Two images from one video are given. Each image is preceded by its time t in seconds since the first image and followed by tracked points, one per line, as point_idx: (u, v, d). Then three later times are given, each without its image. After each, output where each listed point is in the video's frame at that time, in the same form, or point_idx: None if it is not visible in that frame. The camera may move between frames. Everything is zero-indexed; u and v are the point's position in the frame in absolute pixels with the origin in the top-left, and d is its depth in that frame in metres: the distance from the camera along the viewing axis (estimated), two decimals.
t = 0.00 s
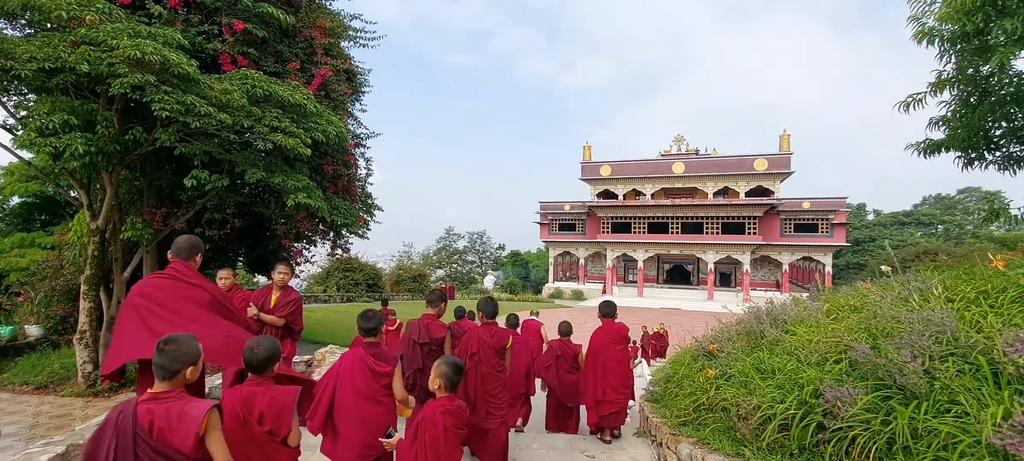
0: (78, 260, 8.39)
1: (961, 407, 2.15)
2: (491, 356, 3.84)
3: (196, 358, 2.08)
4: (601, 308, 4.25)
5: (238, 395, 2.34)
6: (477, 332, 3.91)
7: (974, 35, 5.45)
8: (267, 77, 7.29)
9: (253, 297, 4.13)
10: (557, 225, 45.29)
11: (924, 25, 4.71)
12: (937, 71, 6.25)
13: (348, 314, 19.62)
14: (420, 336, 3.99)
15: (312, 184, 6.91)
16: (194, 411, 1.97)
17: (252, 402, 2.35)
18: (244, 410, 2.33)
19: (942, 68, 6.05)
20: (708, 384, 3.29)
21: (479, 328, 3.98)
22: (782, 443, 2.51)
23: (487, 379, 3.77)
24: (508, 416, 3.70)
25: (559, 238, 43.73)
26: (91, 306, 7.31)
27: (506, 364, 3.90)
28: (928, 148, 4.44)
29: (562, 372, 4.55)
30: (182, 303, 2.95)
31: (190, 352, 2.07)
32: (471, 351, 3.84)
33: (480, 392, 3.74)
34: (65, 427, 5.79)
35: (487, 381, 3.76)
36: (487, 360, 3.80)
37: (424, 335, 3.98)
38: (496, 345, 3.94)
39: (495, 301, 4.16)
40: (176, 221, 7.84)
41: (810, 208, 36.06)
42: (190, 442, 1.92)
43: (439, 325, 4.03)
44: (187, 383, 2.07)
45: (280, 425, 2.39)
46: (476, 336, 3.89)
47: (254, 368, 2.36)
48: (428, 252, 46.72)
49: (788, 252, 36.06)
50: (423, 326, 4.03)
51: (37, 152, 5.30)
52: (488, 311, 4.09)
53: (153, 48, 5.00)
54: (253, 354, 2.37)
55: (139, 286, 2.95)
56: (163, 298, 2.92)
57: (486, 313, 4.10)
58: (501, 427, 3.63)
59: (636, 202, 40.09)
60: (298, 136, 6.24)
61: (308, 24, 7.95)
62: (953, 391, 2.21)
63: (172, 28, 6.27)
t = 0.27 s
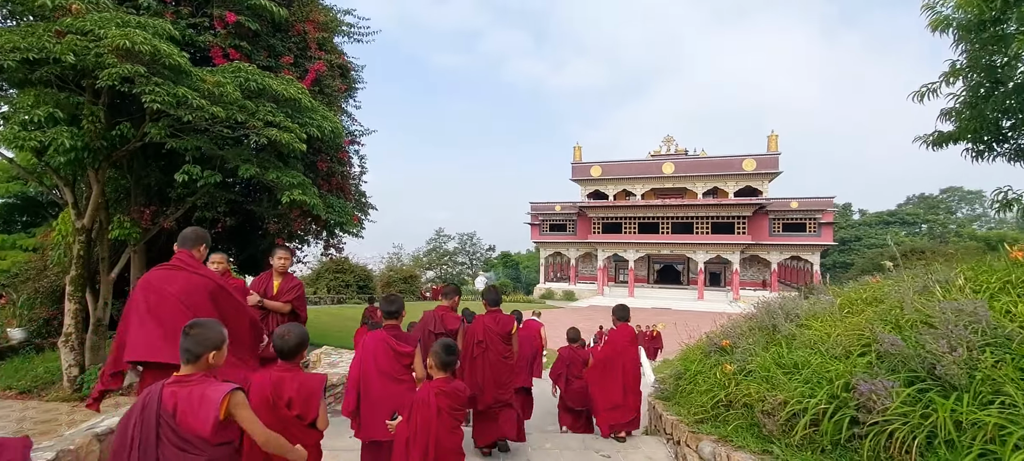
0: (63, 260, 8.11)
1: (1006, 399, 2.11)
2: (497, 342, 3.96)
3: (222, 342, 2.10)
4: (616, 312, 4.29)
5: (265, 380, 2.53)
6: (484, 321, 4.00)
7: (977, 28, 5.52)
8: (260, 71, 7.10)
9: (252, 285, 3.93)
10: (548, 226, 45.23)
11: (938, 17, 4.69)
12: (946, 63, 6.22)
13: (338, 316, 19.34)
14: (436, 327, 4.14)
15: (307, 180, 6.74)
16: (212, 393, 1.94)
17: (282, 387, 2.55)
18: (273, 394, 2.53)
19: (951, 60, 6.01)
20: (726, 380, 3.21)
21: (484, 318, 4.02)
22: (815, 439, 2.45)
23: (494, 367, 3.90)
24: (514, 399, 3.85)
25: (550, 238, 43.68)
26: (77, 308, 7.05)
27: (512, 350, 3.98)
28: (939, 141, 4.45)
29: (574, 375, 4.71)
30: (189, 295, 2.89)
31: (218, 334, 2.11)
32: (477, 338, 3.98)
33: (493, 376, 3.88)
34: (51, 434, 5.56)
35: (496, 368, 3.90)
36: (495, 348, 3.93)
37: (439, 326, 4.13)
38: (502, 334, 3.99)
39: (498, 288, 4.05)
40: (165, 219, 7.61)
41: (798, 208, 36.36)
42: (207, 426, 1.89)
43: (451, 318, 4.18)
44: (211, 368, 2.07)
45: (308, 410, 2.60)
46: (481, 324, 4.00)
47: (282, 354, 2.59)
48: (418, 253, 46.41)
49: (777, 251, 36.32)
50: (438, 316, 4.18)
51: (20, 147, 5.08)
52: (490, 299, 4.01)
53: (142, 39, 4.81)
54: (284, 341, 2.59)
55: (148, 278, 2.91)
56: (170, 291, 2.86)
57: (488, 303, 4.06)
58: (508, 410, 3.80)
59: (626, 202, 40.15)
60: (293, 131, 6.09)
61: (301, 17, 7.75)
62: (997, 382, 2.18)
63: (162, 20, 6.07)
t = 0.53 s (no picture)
0: (46, 264, 7.84)
1: None
2: (506, 341, 4.09)
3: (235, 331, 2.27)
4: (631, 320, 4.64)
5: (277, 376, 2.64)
6: (494, 320, 4.13)
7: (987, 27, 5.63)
8: (253, 69, 6.94)
9: (252, 291, 3.75)
10: (540, 229, 45.12)
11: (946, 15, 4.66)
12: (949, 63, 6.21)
13: (328, 320, 19.03)
14: (441, 326, 4.20)
15: (301, 180, 6.57)
16: (225, 383, 2.06)
17: (296, 378, 2.66)
18: (287, 388, 2.63)
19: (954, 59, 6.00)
20: (743, 382, 3.12)
21: (494, 318, 4.15)
22: (848, 443, 2.42)
23: (505, 365, 4.04)
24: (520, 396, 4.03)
25: (541, 241, 43.58)
26: (62, 313, 6.80)
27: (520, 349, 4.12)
28: (947, 138, 4.40)
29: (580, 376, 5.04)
30: (189, 295, 2.93)
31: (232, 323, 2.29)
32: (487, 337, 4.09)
33: (502, 375, 4.02)
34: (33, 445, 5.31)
35: (504, 365, 4.04)
36: (504, 346, 4.07)
37: (445, 325, 4.20)
38: (512, 334, 4.13)
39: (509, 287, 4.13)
40: (153, 221, 7.39)
41: (788, 210, 36.63)
42: (224, 415, 2.01)
43: (457, 316, 4.24)
44: (230, 358, 2.24)
45: (320, 402, 2.68)
46: (491, 324, 4.13)
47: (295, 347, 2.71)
48: (409, 257, 46.05)
49: (767, 253, 36.55)
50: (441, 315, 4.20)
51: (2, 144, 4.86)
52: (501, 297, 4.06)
53: (132, 32, 4.64)
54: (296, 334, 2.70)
55: (149, 283, 2.97)
56: (172, 292, 2.92)
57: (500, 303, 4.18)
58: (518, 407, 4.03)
59: (618, 205, 40.18)
60: (288, 129, 5.94)
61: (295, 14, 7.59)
62: None
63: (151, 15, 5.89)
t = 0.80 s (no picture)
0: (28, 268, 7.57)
1: None
2: (519, 336, 4.18)
3: (275, 324, 2.23)
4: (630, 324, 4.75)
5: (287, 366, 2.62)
6: (506, 316, 4.22)
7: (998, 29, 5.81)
8: (247, 68, 6.78)
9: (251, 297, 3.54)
10: (532, 235, 44.99)
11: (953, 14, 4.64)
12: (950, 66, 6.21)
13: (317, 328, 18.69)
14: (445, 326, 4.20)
15: (296, 181, 6.41)
16: (258, 376, 1.98)
17: (303, 370, 2.64)
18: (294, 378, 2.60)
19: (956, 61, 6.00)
20: (763, 384, 3.02)
21: (505, 314, 4.24)
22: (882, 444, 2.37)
23: (516, 358, 4.12)
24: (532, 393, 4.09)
25: (534, 247, 43.43)
26: (46, 319, 6.55)
27: (531, 345, 4.20)
28: (957, 137, 4.36)
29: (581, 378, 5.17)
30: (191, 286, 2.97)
31: (273, 317, 2.25)
32: (499, 332, 4.20)
33: (511, 369, 4.08)
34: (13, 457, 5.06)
35: (515, 361, 4.11)
36: (516, 341, 4.16)
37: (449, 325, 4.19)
38: (525, 330, 4.21)
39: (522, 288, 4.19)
40: (142, 224, 7.17)
41: (778, 216, 36.85)
42: (253, 408, 1.95)
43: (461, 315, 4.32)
44: (269, 351, 2.21)
45: (328, 392, 2.66)
46: (503, 319, 4.22)
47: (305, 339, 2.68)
48: (400, 263, 45.63)
49: (758, 258, 36.69)
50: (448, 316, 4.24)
51: None
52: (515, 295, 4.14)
53: (123, 26, 4.48)
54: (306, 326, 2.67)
55: (150, 278, 3.01)
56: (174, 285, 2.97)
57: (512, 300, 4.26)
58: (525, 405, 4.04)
59: (610, 210, 40.17)
60: (284, 129, 5.78)
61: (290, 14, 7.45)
62: None
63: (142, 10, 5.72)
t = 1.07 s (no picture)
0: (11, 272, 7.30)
1: None
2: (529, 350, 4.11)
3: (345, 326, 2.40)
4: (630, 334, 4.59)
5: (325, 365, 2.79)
6: (517, 330, 4.16)
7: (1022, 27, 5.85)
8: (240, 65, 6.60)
9: (266, 298, 3.38)
10: (525, 238, 44.83)
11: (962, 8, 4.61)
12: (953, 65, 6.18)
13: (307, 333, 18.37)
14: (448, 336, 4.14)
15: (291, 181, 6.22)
16: (331, 377, 2.16)
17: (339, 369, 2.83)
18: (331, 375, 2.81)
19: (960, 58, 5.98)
20: (787, 386, 2.92)
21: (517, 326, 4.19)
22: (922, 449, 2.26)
23: (528, 374, 4.04)
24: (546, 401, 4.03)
25: (527, 250, 43.26)
26: (30, 325, 6.31)
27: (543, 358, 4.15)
28: (970, 133, 4.30)
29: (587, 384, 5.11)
30: (198, 286, 2.86)
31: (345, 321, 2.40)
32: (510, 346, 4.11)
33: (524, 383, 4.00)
34: None
35: (527, 373, 4.03)
36: (527, 355, 4.08)
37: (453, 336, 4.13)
38: (535, 343, 4.15)
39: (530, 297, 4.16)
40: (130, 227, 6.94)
41: (770, 218, 37.01)
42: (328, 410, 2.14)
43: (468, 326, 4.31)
44: (341, 348, 2.38)
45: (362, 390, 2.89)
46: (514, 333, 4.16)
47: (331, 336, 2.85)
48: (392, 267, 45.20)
49: (750, 260, 36.81)
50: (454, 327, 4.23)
51: None
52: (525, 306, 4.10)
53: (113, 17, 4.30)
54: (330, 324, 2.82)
55: (151, 276, 2.88)
56: (179, 284, 2.84)
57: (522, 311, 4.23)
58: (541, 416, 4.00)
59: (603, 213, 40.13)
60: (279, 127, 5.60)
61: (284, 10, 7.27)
62: None
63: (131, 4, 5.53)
